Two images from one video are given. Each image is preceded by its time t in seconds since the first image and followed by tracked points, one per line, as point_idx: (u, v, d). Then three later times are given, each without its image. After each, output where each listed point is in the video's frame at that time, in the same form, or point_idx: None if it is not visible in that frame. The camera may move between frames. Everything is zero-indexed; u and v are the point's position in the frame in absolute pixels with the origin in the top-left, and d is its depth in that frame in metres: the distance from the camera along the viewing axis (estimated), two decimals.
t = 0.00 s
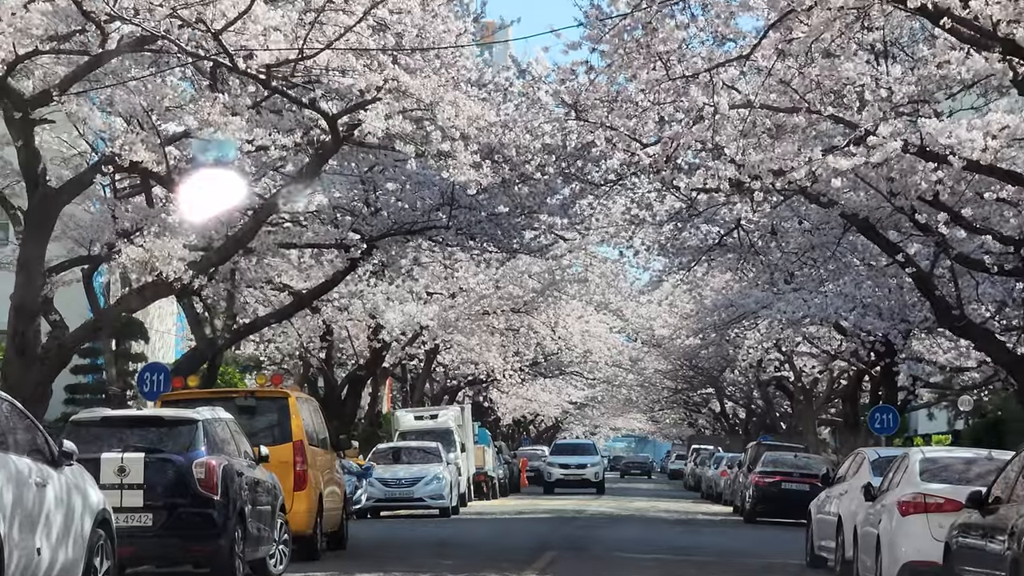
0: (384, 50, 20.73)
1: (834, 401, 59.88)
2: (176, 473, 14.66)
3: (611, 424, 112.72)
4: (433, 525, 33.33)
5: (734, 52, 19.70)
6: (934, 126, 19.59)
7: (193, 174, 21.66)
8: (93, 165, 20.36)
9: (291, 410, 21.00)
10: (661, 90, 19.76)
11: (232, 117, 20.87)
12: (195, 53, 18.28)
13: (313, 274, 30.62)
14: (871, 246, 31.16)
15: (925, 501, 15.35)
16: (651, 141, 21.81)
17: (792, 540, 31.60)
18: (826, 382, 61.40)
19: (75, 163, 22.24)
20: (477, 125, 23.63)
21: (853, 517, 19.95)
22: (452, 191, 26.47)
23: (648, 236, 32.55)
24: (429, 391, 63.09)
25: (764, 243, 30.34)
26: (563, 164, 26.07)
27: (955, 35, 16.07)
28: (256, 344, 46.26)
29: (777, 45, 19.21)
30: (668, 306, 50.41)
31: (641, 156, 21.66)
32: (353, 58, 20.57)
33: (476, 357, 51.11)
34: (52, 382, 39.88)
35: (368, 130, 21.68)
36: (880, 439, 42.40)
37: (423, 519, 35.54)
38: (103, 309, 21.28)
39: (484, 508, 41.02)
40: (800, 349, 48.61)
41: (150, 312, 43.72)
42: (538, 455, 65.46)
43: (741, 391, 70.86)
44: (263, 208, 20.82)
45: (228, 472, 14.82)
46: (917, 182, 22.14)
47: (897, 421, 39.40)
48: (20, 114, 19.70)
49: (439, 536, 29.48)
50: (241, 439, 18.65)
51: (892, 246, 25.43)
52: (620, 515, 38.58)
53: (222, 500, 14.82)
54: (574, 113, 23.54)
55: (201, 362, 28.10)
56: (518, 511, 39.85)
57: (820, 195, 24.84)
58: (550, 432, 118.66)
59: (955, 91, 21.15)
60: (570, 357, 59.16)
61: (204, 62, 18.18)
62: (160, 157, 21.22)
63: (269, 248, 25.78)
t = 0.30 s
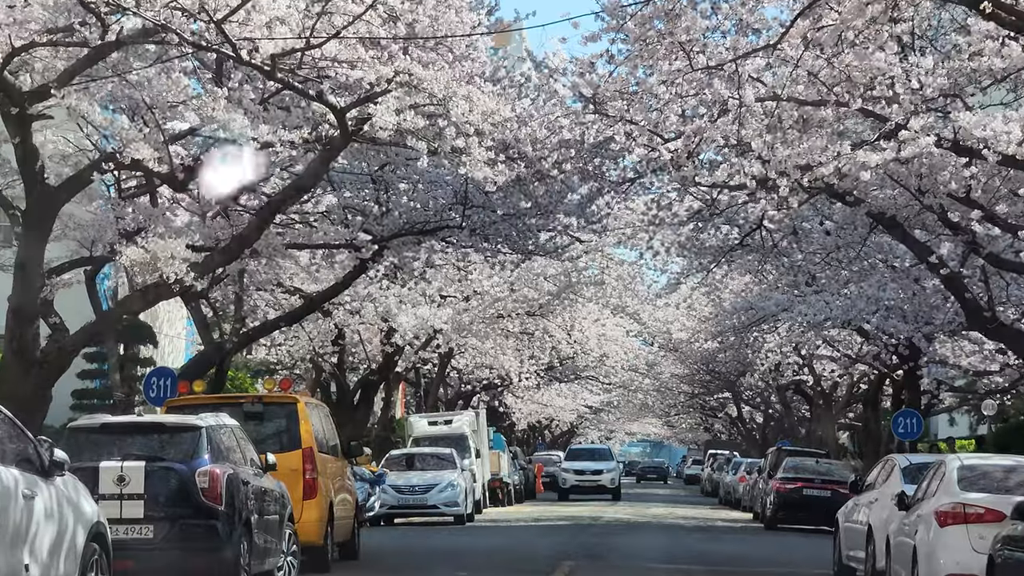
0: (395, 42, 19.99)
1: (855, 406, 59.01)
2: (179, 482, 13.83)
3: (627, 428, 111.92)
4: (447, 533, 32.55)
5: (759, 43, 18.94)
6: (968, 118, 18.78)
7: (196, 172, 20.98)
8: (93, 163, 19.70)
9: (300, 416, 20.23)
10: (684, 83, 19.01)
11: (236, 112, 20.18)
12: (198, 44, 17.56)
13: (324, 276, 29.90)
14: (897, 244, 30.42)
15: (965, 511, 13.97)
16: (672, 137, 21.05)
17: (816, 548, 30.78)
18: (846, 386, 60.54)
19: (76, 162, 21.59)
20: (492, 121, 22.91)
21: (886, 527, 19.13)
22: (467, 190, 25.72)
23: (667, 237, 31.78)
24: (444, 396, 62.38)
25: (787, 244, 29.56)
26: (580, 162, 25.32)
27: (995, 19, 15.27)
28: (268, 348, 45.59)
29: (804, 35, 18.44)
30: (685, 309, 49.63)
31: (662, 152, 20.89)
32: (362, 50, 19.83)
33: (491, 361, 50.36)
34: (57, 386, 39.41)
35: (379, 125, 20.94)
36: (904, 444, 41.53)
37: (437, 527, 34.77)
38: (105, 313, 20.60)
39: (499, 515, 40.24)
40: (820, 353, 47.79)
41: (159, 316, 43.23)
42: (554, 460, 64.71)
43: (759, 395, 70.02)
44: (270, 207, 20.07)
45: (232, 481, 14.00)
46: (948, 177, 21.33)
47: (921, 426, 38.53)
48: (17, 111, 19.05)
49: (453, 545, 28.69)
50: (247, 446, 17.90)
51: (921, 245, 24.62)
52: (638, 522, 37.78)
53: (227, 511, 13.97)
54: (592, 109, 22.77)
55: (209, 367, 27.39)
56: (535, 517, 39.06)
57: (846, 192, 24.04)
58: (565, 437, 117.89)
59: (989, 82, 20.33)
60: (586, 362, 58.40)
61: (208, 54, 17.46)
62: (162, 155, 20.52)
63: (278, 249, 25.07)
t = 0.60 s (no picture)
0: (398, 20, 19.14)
1: (869, 404, 58.12)
2: (168, 484, 12.79)
3: (637, 427, 111.10)
4: (453, 535, 31.68)
5: (777, 23, 18.07)
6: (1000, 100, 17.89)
7: (189, 160, 20.22)
8: (80, 152, 18.98)
9: (297, 415, 19.36)
10: (699, 66, 18.18)
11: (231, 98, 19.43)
12: (190, 22, 16.74)
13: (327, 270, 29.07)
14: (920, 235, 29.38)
15: (999, 513, 12.80)
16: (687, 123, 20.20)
17: (835, 550, 29.86)
18: (860, 384, 59.65)
19: (65, 151, 20.84)
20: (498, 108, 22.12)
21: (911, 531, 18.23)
22: (473, 181, 24.92)
23: (680, 230, 30.94)
24: (452, 395, 61.59)
25: (804, 237, 28.69)
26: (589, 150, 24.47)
27: None
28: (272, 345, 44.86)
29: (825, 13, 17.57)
30: (696, 306, 48.79)
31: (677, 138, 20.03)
32: (363, 32, 19.00)
33: (499, 359, 49.57)
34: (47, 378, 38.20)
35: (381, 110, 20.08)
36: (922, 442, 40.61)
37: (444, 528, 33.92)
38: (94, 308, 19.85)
39: (507, 516, 39.40)
40: (834, 350, 46.90)
41: (161, 313, 42.65)
42: (563, 460, 63.87)
43: (771, 394, 69.14)
44: (265, 196, 19.19)
45: (226, 483, 13.01)
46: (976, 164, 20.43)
47: (940, 424, 37.58)
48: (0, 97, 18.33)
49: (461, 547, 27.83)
50: (240, 447, 17.03)
51: (944, 236, 23.70)
52: (650, 522, 36.91)
53: (220, 516, 12.93)
54: (603, 95, 21.98)
55: (207, 365, 26.59)
56: (544, 518, 38.18)
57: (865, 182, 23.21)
58: (575, 437, 117.13)
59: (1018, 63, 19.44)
60: (596, 360, 57.56)
61: (198, 32, 16.64)
62: (155, 142, 19.76)
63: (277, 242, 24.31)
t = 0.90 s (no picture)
0: None
1: (876, 398, 57.18)
2: (145, 483, 12.06)
3: (640, 423, 110.12)
4: (452, 532, 30.77)
5: None
6: None
7: (172, 141, 19.37)
8: (57, 131, 18.09)
9: (288, 409, 18.31)
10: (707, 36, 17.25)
11: (215, 73, 18.59)
12: None
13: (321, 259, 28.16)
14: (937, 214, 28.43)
15: None
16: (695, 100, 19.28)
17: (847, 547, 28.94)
18: (867, 378, 58.72)
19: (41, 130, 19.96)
20: (496, 86, 21.17)
21: (933, 529, 17.34)
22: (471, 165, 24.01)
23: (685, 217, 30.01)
24: (453, 389, 60.65)
25: (814, 223, 27.76)
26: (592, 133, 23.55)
27: None
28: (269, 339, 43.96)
29: None
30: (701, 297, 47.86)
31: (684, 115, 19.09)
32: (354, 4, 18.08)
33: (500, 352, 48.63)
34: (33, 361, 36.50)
35: (373, 88, 19.16)
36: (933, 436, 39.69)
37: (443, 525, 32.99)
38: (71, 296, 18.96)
39: (508, 513, 38.41)
40: (843, 343, 45.99)
41: (154, 306, 41.79)
42: (565, 455, 62.92)
43: (776, 388, 68.19)
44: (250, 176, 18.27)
45: (205, 480, 12.27)
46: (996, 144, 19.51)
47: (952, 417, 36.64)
48: None
49: (461, 545, 26.93)
50: (224, 442, 16.10)
51: (961, 221, 22.78)
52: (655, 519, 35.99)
53: (199, 514, 12.20)
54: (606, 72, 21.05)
55: (196, 357, 25.66)
56: (546, 515, 37.26)
57: (879, 163, 22.25)
58: (577, 433, 116.17)
59: None
60: (599, 354, 56.63)
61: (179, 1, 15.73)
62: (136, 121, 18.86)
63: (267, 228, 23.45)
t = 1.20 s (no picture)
0: None
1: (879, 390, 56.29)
2: (115, 480, 11.15)
3: (638, 417, 109.24)
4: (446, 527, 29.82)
5: None
6: None
7: (149, 118, 18.45)
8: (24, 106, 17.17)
9: (272, 400, 17.17)
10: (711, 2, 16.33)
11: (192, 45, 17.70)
12: None
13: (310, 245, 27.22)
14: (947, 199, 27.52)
15: None
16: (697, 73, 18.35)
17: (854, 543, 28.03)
18: (870, 370, 57.84)
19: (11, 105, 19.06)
20: (490, 60, 20.25)
21: (952, 526, 16.42)
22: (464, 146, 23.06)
23: (686, 203, 29.10)
24: (449, 382, 59.75)
25: (820, 208, 26.83)
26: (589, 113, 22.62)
27: None
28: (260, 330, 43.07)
29: None
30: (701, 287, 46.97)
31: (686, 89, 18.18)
32: None
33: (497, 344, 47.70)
34: (9, 353, 35.49)
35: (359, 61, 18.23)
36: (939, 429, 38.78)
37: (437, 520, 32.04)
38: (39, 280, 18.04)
39: (505, 508, 37.43)
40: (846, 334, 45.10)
41: (142, 296, 40.99)
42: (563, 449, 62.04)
43: (777, 382, 67.28)
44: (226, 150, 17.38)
45: (177, 475, 11.39)
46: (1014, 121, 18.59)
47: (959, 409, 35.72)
48: None
49: (455, 541, 25.99)
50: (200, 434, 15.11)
51: (975, 204, 21.85)
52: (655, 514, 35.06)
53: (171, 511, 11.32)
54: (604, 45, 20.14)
55: (179, 345, 24.72)
56: (543, 510, 36.32)
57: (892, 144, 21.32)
58: (575, 427, 115.27)
59: None
60: (597, 346, 55.74)
61: None
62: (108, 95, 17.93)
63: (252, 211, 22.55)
